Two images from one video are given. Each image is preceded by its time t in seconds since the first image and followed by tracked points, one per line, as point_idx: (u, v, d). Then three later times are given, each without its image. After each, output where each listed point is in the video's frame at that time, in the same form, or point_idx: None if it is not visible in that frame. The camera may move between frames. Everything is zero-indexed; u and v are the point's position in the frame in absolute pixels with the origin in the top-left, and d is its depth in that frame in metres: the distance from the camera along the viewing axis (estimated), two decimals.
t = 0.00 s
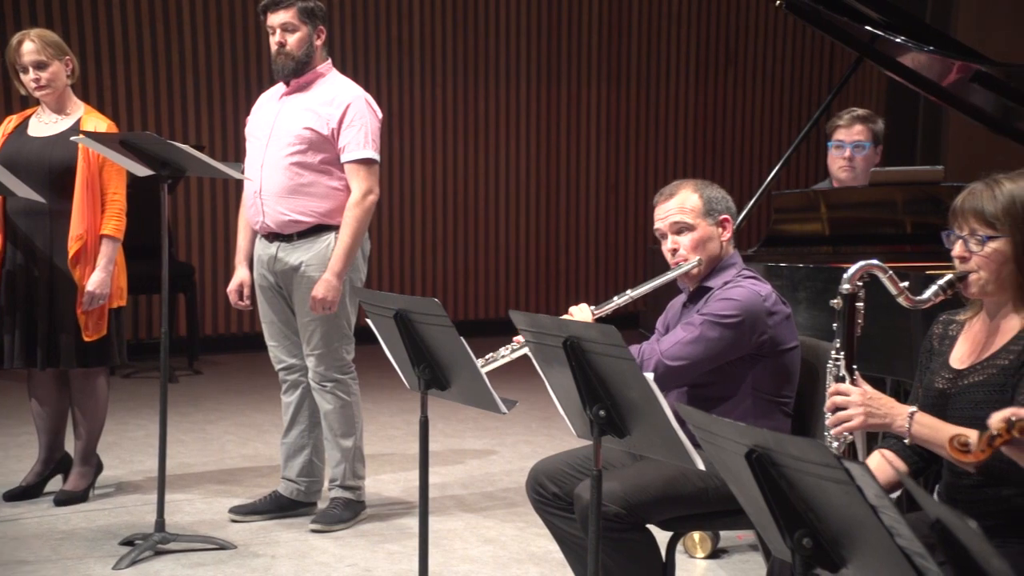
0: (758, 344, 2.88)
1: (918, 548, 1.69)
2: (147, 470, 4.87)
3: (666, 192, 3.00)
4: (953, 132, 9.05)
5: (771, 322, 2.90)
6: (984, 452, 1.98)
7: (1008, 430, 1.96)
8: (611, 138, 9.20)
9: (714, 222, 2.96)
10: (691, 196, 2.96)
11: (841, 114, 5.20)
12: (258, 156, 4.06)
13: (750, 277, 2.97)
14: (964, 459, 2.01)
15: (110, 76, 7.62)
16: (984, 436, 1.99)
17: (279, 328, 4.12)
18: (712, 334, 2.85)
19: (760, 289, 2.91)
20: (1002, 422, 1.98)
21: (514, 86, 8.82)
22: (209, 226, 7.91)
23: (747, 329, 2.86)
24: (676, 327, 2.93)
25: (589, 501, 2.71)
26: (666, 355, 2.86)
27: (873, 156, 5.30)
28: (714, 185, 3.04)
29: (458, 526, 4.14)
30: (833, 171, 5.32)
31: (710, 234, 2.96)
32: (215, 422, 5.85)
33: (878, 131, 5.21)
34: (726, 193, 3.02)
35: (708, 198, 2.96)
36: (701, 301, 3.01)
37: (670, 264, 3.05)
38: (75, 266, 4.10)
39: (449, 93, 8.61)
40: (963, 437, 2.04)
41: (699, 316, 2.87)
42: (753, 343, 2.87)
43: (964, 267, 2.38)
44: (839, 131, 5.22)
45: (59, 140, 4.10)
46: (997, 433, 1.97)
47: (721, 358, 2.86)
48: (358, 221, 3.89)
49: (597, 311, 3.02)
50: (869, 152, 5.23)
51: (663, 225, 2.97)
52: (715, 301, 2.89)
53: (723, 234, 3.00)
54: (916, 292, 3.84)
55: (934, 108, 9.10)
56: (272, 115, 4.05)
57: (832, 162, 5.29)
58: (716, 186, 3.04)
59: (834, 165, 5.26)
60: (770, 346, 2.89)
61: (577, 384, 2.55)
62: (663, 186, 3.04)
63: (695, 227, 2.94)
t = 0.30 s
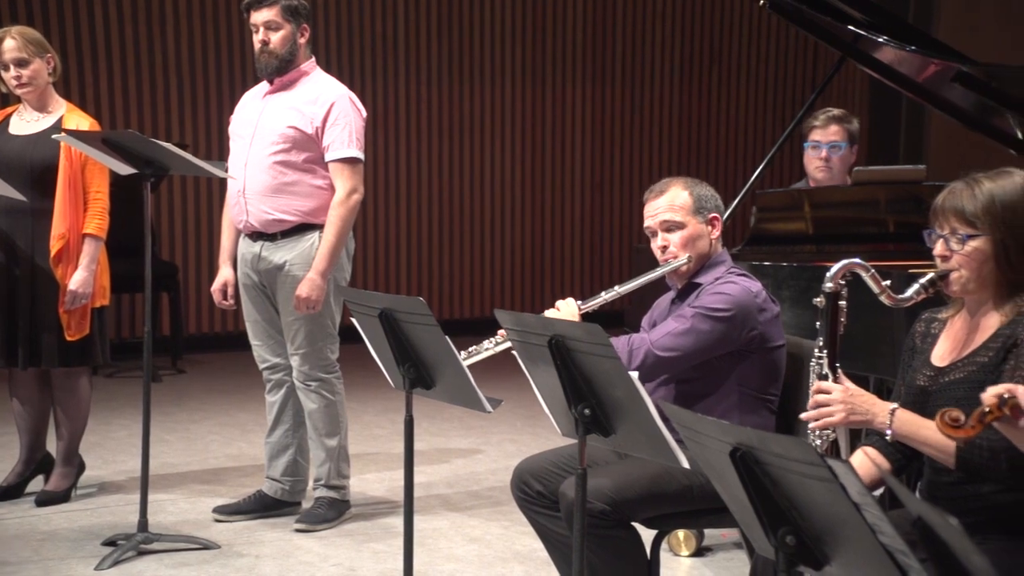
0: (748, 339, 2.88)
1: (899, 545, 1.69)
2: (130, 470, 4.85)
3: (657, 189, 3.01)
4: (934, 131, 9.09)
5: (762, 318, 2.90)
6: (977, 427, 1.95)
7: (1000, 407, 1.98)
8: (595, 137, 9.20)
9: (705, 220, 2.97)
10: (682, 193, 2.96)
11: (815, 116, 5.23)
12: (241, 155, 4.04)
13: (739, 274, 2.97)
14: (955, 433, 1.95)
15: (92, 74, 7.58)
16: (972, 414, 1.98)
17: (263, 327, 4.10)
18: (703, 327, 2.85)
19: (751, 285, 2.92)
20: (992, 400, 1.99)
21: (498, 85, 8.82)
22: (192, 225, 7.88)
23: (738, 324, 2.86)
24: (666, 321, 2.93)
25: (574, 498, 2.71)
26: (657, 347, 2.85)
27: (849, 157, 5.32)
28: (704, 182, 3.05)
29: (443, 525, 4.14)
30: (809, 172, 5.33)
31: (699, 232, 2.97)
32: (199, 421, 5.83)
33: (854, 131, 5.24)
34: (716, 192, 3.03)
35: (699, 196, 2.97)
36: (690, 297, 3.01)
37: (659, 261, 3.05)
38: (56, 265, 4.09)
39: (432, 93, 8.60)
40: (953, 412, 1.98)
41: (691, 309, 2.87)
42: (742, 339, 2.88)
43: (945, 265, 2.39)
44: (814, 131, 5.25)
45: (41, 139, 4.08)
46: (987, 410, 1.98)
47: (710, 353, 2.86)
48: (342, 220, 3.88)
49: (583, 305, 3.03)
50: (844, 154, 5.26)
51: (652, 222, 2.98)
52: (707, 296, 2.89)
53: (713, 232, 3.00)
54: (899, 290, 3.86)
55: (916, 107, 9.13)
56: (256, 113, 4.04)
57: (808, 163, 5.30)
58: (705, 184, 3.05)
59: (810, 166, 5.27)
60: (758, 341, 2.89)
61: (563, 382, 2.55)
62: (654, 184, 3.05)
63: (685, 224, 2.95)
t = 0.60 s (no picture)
0: (735, 338, 2.89)
1: (882, 544, 1.70)
2: (114, 471, 4.83)
3: (651, 186, 3.02)
4: (917, 131, 9.14)
5: (750, 318, 2.91)
6: (966, 431, 1.91)
7: (989, 409, 1.97)
8: (580, 135, 9.21)
9: (697, 218, 2.98)
10: (676, 190, 2.98)
11: (793, 116, 5.25)
12: (225, 155, 4.03)
13: (729, 274, 2.98)
14: (946, 436, 1.90)
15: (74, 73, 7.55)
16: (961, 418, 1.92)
17: (247, 327, 4.09)
18: (691, 324, 2.85)
19: (740, 285, 2.93)
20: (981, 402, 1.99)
21: (483, 84, 8.82)
22: (176, 224, 7.85)
23: (726, 322, 2.87)
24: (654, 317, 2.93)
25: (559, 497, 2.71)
26: (644, 343, 2.86)
27: (827, 157, 5.35)
28: (698, 181, 3.07)
29: (428, 524, 4.13)
30: (788, 173, 5.34)
31: (692, 230, 2.98)
32: (183, 422, 5.81)
33: (831, 131, 5.26)
34: (710, 191, 3.04)
35: (692, 194, 2.98)
36: (679, 294, 3.01)
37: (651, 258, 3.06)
38: (39, 264, 4.07)
39: (418, 91, 8.59)
40: (942, 414, 1.92)
41: (679, 307, 2.87)
42: (729, 339, 2.88)
43: (928, 265, 2.40)
44: (792, 132, 5.27)
45: (22, 137, 4.05)
46: (975, 412, 1.96)
47: (697, 350, 2.87)
48: (326, 219, 3.87)
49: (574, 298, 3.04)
50: (823, 154, 5.28)
51: (646, 218, 2.99)
52: (696, 294, 2.90)
53: (705, 231, 3.02)
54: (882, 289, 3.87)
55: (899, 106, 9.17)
56: (239, 112, 4.02)
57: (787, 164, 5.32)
58: (700, 183, 3.06)
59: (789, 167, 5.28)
60: (746, 341, 2.90)
61: (548, 381, 2.56)
62: (648, 181, 3.07)
63: (678, 222, 2.96)
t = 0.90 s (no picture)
0: (724, 338, 2.89)
1: (868, 542, 1.71)
2: (100, 471, 4.81)
3: (648, 184, 3.02)
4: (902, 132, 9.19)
5: (740, 319, 2.92)
6: (952, 438, 1.95)
7: (974, 416, 1.97)
8: (568, 135, 9.22)
9: (692, 217, 2.98)
10: (673, 189, 2.97)
11: (781, 116, 5.27)
12: (212, 154, 4.02)
13: (721, 274, 2.98)
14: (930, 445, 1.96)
15: (61, 73, 7.53)
16: (948, 425, 1.98)
17: (234, 326, 4.08)
18: (681, 323, 2.86)
19: (731, 285, 2.93)
20: (966, 409, 1.98)
21: (473, 83, 8.82)
22: (163, 224, 7.83)
23: (716, 322, 2.87)
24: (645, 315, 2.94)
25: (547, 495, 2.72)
26: (634, 340, 2.87)
27: (815, 157, 5.37)
28: (696, 181, 3.07)
29: (416, 524, 4.13)
30: (775, 172, 5.36)
31: (687, 228, 2.98)
32: (170, 422, 5.79)
33: (819, 131, 5.28)
34: (707, 190, 3.04)
35: (689, 193, 2.98)
36: (671, 293, 3.02)
37: (645, 256, 3.06)
38: (25, 264, 4.06)
39: (406, 90, 8.59)
40: (929, 422, 2.00)
41: (670, 305, 2.88)
42: (719, 338, 2.89)
43: (914, 265, 2.41)
44: (779, 132, 5.29)
45: (7, 135, 4.02)
46: (962, 420, 1.97)
47: (686, 349, 2.88)
48: (314, 219, 3.87)
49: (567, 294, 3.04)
50: (811, 154, 5.30)
51: (642, 215, 2.99)
52: (687, 293, 2.91)
53: (700, 231, 3.02)
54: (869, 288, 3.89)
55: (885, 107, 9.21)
56: (226, 112, 4.01)
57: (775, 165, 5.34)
58: (698, 183, 3.06)
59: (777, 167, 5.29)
60: (735, 341, 2.91)
61: (535, 380, 2.56)
62: (646, 178, 3.06)
63: (673, 220, 2.96)
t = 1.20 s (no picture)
0: (711, 339, 2.90)
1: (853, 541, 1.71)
2: (85, 472, 4.80)
3: (640, 183, 3.03)
4: (888, 132, 9.22)
5: (728, 320, 2.92)
6: (933, 423, 1.95)
7: (955, 402, 1.99)
8: (555, 135, 9.22)
9: (683, 217, 2.99)
10: (665, 188, 2.98)
11: (770, 115, 5.27)
12: (198, 153, 4.01)
13: (710, 274, 2.99)
14: (912, 430, 1.96)
15: (46, 73, 7.50)
16: (929, 411, 1.97)
17: (220, 326, 4.07)
18: (668, 322, 2.86)
19: (719, 286, 2.93)
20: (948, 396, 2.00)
21: (460, 83, 8.82)
22: (148, 224, 7.80)
23: (703, 322, 2.88)
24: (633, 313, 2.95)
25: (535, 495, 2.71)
26: (620, 338, 2.88)
27: (803, 157, 5.38)
28: (689, 181, 3.07)
29: (403, 524, 4.13)
30: (764, 172, 5.37)
31: (678, 228, 2.98)
32: (155, 422, 5.77)
33: (807, 132, 5.29)
34: (699, 191, 3.05)
35: (681, 193, 2.99)
36: (660, 292, 3.02)
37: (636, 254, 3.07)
38: (9, 264, 4.02)
39: (393, 90, 8.57)
40: (910, 408, 1.98)
41: (658, 304, 2.88)
42: (707, 337, 2.89)
43: (898, 264, 2.42)
44: (768, 132, 5.30)
45: None
46: (943, 405, 1.98)
47: (673, 349, 2.88)
48: (301, 218, 3.86)
49: (558, 291, 3.04)
50: (799, 154, 5.31)
51: (633, 214, 3.00)
52: (675, 293, 2.91)
53: (691, 231, 3.02)
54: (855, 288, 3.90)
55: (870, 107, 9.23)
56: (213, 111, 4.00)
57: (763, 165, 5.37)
58: (691, 183, 3.07)
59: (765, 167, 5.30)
60: (722, 342, 2.91)
61: (522, 379, 2.56)
62: (639, 177, 3.07)
63: (664, 220, 2.97)
